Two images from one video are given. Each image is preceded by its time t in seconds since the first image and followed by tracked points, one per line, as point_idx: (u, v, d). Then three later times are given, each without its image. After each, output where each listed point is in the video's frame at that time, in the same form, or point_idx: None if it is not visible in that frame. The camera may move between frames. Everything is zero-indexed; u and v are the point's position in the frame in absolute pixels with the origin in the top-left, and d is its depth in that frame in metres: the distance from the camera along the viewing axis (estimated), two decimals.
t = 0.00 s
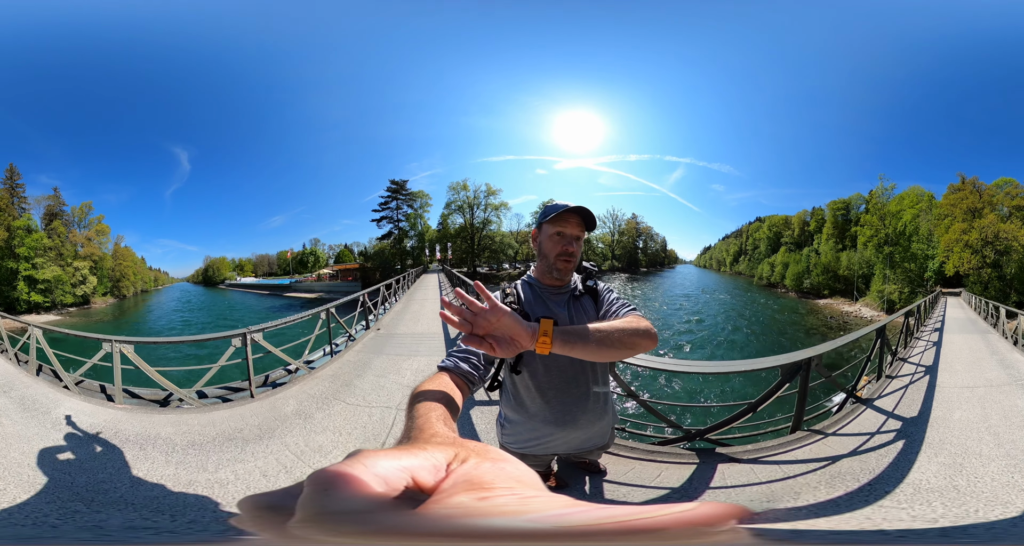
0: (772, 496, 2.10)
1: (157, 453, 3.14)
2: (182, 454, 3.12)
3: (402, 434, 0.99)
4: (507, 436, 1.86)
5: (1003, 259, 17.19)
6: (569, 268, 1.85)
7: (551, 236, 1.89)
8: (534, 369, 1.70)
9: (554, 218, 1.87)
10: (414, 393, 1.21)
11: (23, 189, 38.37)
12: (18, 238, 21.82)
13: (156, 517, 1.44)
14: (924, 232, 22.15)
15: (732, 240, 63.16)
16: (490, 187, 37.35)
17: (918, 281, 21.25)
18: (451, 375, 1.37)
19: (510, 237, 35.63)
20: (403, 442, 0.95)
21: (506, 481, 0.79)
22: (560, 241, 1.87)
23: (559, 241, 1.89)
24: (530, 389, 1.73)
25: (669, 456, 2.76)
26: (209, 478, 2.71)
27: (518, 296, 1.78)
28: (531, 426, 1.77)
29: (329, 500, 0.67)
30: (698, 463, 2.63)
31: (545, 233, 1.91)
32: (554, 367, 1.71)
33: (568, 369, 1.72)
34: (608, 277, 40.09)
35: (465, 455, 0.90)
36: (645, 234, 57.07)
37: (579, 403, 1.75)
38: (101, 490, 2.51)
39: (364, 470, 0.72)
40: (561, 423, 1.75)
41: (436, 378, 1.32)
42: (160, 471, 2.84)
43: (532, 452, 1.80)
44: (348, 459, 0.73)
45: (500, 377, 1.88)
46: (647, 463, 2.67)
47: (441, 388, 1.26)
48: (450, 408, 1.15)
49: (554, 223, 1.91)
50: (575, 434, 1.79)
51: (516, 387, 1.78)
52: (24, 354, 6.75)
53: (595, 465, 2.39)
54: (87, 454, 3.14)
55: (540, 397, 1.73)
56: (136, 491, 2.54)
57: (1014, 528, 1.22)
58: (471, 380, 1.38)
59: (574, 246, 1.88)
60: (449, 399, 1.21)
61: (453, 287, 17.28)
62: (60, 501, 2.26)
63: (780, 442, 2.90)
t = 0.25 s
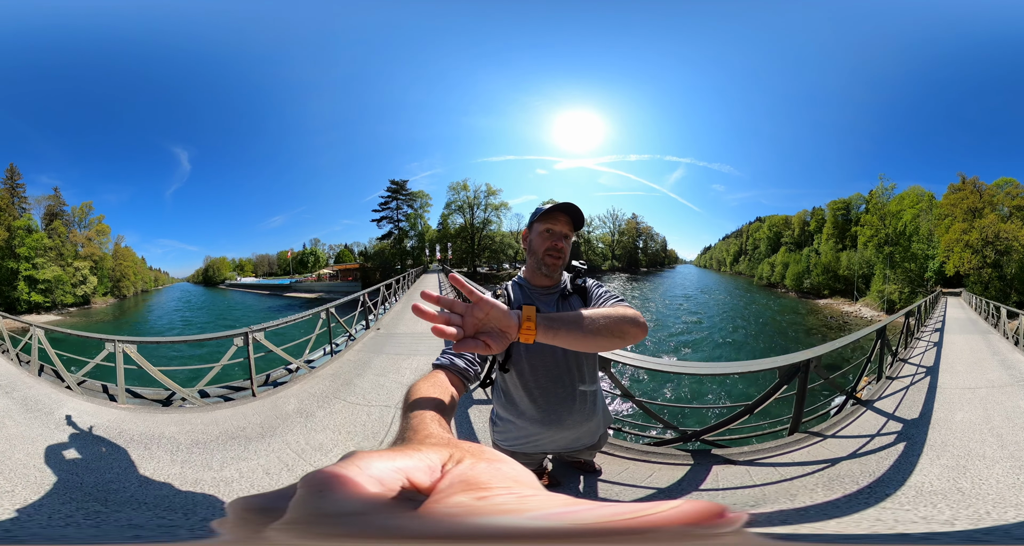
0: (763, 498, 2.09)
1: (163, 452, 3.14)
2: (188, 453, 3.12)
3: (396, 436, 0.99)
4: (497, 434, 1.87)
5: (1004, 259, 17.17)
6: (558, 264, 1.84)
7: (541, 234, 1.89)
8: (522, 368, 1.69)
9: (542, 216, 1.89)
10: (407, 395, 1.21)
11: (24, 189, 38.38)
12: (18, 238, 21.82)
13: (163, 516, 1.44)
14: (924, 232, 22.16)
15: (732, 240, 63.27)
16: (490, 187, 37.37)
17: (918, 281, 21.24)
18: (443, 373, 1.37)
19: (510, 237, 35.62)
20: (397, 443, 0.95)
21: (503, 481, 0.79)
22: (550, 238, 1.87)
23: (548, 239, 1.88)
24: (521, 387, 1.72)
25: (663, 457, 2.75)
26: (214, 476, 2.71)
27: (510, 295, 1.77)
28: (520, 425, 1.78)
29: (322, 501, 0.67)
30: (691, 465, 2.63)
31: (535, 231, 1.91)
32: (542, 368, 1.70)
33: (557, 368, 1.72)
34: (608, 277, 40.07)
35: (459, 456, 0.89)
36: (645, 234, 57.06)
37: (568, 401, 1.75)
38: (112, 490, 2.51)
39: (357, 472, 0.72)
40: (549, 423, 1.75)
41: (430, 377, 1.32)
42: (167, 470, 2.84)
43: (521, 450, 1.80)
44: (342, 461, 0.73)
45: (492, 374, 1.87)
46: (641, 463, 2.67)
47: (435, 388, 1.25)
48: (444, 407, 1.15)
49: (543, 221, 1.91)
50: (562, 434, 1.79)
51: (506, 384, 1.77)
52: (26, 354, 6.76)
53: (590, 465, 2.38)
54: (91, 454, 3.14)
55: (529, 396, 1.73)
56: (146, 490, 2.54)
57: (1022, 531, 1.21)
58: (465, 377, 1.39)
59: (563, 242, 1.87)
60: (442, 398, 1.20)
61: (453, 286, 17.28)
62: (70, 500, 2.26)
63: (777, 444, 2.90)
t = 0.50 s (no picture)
0: (763, 497, 2.10)
1: (162, 454, 3.14)
2: (188, 454, 3.12)
3: (401, 441, 0.99)
4: (505, 435, 1.86)
5: (1004, 259, 17.15)
6: (563, 261, 1.81)
7: (541, 233, 1.89)
8: (532, 371, 1.67)
9: (540, 216, 1.90)
10: (411, 399, 1.20)
11: (24, 189, 38.41)
12: (19, 238, 21.84)
13: (164, 518, 1.44)
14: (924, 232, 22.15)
15: (732, 240, 63.32)
16: (490, 187, 37.39)
17: (919, 281, 21.24)
18: (448, 379, 1.35)
19: (510, 237, 35.62)
20: (405, 447, 0.95)
21: (519, 482, 0.80)
22: (550, 236, 1.86)
23: (549, 237, 1.88)
24: (530, 389, 1.71)
25: (666, 455, 2.75)
26: (215, 478, 2.72)
27: (514, 297, 1.74)
28: (529, 426, 1.78)
29: (333, 507, 0.67)
30: (693, 463, 2.63)
31: (535, 231, 1.92)
32: (551, 370, 1.68)
33: (566, 370, 1.70)
34: (608, 277, 40.06)
35: (469, 458, 0.89)
36: (645, 234, 57.04)
37: (576, 399, 1.76)
38: (109, 491, 2.51)
39: (365, 479, 0.72)
40: (558, 423, 1.76)
41: (434, 382, 1.31)
42: (166, 472, 2.84)
43: (530, 450, 1.81)
44: (347, 467, 0.73)
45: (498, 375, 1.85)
46: (642, 461, 2.67)
47: (440, 392, 1.24)
48: (450, 410, 1.14)
49: (541, 220, 1.92)
50: (571, 431, 1.81)
51: (513, 386, 1.76)
52: (26, 354, 6.77)
53: (593, 464, 2.38)
54: (89, 455, 3.14)
55: (538, 398, 1.72)
56: (143, 491, 2.55)
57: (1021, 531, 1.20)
58: (469, 380, 1.36)
59: (564, 239, 1.86)
60: (448, 401, 1.20)
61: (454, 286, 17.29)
62: (67, 502, 2.26)
63: (776, 442, 2.91)
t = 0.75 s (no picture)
0: (763, 496, 2.10)
1: (161, 454, 3.14)
2: (187, 455, 3.12)
3: (395, 442, 0.98)
4: (509, 436, 1.85)
5: (1004, 259, 17.14)
6: (565, 254, 1.81)
7: (541, 228, 1.90)
8: (538, 372, 1.67)
9: (541, 209, 1.91)
10: (408, 401, 1.19)
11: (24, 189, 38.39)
12: (19, 238, 21.84)
13: (161, 519, 1.44)
14: (924, 232, 22.17)
15: (732, 240, 63.37)
16: (491, 187, 37.40)
17: (919, 281, 21.23)
18: (446, 382, 1.35)
19: (510, 237, 35.62)
20: (399, 449, 0.94)
21: (514, 482, 0.79)
22: (551, 230, 1.87)
23: (549, 231, 1.88)
24: (534, 388, 1.71)
25: (668, 454, 2.75)
26: (215, 478, 2.71)
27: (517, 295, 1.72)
28: (534, 427, 1.78)
29: (332, 510, 0.67)
30: (693, 461, 2.62)
31: (535, 226, 1.92)
32: (556, 370, 1.69)
33: (571, 369, 1.71)
34: (609, 277, 40.06)
35: (465, 458, 0.89)
36: (646, 234, 57.03)
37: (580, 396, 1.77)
38: (107, 492, 2.51)
39: (358, 481, 0.72)
40: (563, 421, 1.77)
41: (431, 384, 1.30)
42: (164, 472, 2.84)
43: (535, 450, 1.81)
44: (341, 467, 0.72)
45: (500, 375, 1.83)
46: (644, 460, 2.67)
47: (436, 394, 1.23)
48: (446, 412, 1.13)
49: (541, 215, 1.93)
50: (576, 426, 1.82)
51: (517, 387, 1.74)
52: (26, 354, 6.77)
53: (596, 463, 2.38)
54: (89, 455, 3.15)
55: (543, 399, 1.72)
56: (143, 491, 2.56)
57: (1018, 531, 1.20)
58: (467, 384, 1.36)
59: (566, 232, 1.86)
60: (445, 403, 1.19)
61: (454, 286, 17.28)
62: (64, 503, 2.24)
63: (776, 441, 2.90)
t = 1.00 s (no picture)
0: (759, 493, 2.10)
1: (162, 455, 3.14)
2: (188, 456, 3.12)
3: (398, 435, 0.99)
4: (512, 428, 1.86)
5: (1004, 259, 17.14)
6: (577, 247, 1.81)
7: (553, 219, 1.89)
8: (546, 368, 1.66)
9: (553, 200, 1.92)
10: (413, 395, 1.19)
11: (24, 188, 38.37)
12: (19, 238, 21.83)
13: (164, 520, 1.43)
14: (924, 232, 22.17)
15: (732, 240, 63.43)
16: (491, 187, 37.42)
17: (919, 281, 21.22)
18: (450, 378, 1.35)
19: (511, 237, 35.66)
20: (401, 440, 0.95)
21: (506, 481, 0.80)
22: (563, 221, 1.87)
23: (561, 221, 1.89)
24: (541, 385, 1.70)
25: (668, 451, 2.74)
26: (218, 480, 2.71)
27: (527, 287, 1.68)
28: (538, 420, 1.79)
29: (336, 501, 0.67)
30: (693, 459, 2.62)
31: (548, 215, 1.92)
32: (564, 366, 1.68)
33: (578, 366, 1.72)
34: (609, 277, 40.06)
35: (462, 454, 0.89)
36: (646, 234, 57.08)
37: (585, 392, 1.78)
38: (106, 494, 2.51)
39: (360, 472, 0.72)
40: (567, 417, 1.78)
41: (436, 379, 1.31)
42: (165, 474, 2.83)
43: (537, 442, 1.83)
44: (344, 461, 0.73)
45: (504, 367, 1.81)
46: (645, 458, 2.66)
47: (440, 389, 1.24)
48: (448, 408, 1.14)
49: (553, 204, 1.93)
50: (579, 420, 1.83)
51: (523, 381, 1.72)
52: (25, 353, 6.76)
53: (597, 460, 2.38)
54: (86, 456, 3.13)
55: (550, 395, 1.72)
56: (146, 492, 2.56)
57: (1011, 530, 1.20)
58: (470, 381, 1.36)
59: (579, 223, 1.86)
60: (448, 400, 1.19)
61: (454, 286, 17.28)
62: (62, 505, 2.23)
63: (772, 438, 2.91)
